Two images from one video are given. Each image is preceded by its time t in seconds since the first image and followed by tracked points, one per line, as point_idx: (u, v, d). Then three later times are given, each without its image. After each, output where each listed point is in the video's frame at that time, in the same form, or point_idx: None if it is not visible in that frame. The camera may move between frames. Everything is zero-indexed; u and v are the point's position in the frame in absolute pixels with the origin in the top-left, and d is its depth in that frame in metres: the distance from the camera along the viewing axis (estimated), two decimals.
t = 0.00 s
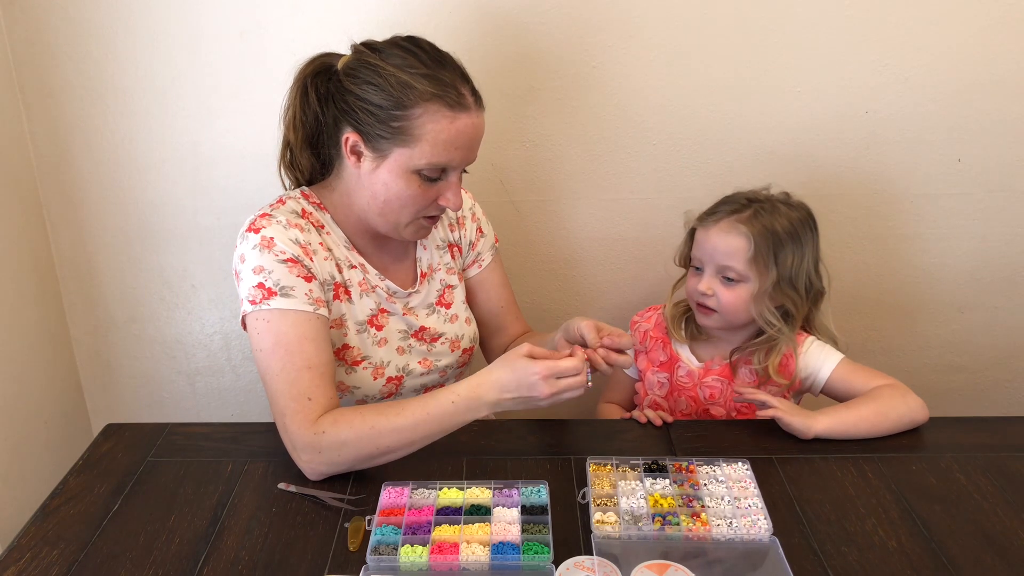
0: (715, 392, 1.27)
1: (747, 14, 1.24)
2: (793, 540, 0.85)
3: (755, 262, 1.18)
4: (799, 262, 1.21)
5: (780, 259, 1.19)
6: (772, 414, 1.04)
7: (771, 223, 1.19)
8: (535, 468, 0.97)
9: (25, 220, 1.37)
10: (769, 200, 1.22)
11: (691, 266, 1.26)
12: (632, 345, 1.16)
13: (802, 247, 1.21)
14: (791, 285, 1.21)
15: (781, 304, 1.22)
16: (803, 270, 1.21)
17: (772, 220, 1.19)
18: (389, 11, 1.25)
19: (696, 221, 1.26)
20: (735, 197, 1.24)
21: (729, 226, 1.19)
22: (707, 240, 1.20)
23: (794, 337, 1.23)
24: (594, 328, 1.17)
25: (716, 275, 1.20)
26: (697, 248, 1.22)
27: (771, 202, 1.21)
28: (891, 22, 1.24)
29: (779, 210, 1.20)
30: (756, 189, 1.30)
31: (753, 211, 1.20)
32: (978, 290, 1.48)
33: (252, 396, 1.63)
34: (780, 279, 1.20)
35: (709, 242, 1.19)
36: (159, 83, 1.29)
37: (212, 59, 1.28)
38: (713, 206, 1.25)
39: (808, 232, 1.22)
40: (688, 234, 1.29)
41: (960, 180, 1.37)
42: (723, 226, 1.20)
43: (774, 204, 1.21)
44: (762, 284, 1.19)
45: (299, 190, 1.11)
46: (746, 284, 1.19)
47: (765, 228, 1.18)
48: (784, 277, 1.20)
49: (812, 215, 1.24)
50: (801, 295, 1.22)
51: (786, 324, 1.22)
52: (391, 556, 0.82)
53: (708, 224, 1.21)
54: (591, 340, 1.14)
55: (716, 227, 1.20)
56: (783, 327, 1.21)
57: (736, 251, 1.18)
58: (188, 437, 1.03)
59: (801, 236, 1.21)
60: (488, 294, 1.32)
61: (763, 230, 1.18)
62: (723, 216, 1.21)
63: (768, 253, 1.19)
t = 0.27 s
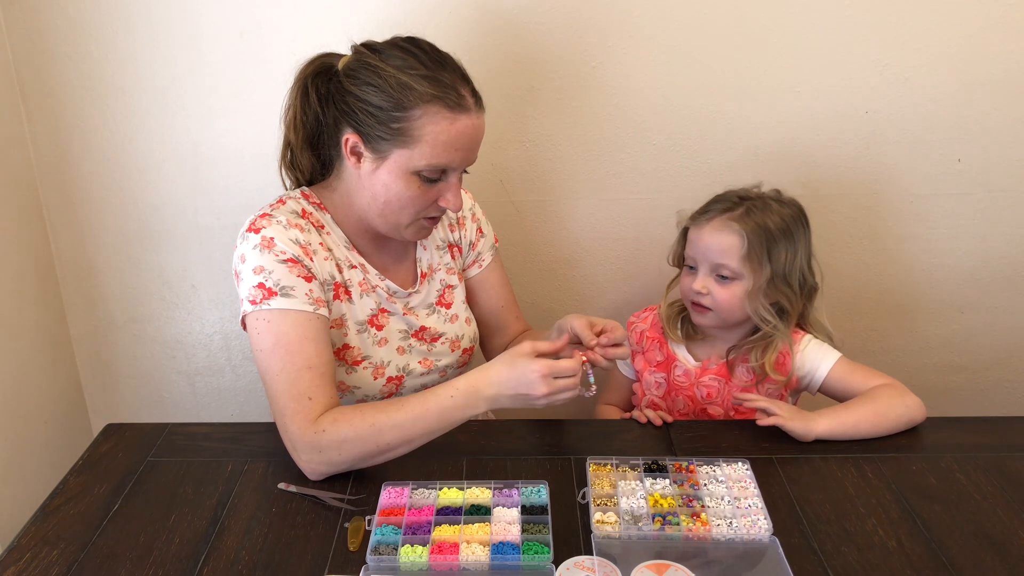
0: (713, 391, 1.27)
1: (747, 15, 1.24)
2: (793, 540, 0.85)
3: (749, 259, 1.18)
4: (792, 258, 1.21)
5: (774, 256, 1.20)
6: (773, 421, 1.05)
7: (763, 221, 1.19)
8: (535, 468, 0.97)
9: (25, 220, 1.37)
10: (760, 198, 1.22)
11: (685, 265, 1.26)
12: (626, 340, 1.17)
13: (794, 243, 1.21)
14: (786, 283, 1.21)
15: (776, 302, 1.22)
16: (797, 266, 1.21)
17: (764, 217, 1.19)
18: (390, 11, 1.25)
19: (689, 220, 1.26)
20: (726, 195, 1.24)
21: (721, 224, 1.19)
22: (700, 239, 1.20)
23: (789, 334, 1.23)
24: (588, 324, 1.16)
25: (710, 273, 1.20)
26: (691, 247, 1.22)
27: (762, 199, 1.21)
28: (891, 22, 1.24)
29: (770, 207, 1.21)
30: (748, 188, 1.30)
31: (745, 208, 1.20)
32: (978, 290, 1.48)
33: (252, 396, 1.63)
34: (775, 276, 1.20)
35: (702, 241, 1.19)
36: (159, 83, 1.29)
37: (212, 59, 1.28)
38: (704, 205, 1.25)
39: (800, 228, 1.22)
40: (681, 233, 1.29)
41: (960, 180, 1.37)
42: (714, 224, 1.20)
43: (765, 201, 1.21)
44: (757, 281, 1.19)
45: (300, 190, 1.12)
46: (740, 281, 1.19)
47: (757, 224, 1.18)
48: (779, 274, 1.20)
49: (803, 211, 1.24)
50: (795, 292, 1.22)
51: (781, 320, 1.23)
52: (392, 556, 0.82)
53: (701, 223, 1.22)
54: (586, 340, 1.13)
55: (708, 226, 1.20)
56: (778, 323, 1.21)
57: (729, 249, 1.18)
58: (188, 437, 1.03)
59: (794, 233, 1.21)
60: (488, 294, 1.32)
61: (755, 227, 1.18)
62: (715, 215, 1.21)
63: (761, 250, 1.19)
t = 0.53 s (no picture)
0: (712, 391, 1.27)
1: (747, 15, 1.24)
2: (793, 540, 0.85)
3: (748, 260, 1.18)
4: (791, 257, 1.21)
5: (773, 255, 1.20)
6: (773, 422, 1.05)
7: (762, 221, 1.19)
8: (535, 468, 0.97)
9: (25, 220, 1.37)
10: (757, 197, 1.22)
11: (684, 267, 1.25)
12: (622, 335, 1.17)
13: (793, 243, 1.21)
14: (784, 281, 1.22)
15: (773, 300, 1.22)
16: (795, 265, 1.21)
17: (762, 218, 1.19)
18: (390, 11, 1.25)
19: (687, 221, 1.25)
20: (722, 196, 1.24)
21: (720, 225, 1.19)
22: (697, 240, 1.20)
23: (788, 334, 1.23)
24: (583, 324, 1.17)
25: (709, 274, 1.20)
26: (688, 247, 1.22)
27: (759, 198, 1.21)
28: (891, 22, 1.24)
29: (768, 206, 1.21)
30: (744, 188, 1.30)
31: (743, 209, 1.20)
32: (978, 290, 1.48)
33: (252, 396, 1.63)
34: (774, 276, 1.21)
35: (701, 242, 1.19)
36: (159, 83, 1.29)
37: (212, 59, 1.28)
38: (702, 206, 1.25)
39: (797, 227, 1.22)
40: (680, 234, 1.28)
41: (960, 180, 1.37)
42: (713, 225, 1.19)
43: (763, 200, 1.21)
44: (756, 282, 1.19)
45: (300, 190, 1.12)
46: (740, 282, 1.19)
47: (755, 224, 1.18)
48: (778, 273, 1.20)
49: (800, 210, 1.24)
50: (794, 290, 1.23)
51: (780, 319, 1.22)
52: (392, 556, 0.82)
53: (699, 223, 1.21)
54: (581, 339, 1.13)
55: (708, 228, 1.20)
56: (776, 322, 1.21)
57: (728, 250, 1.18)
58: (188, 437, 1.03)
59: (792, 232, 1.21)
60: (488, 294, 1.32)
61: (753, 227, 1.18)
62: (713, 216, 1.20)
63: (760, 250, 1.19)
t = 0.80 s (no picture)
0: (713, 390, 1.27)
1: (747, 15, 1.24)
2: (793, 540, 0.85)
3: (761, 270, 1.17)
4: (800, 263, 1.21)
5: (782, 263, 1.19)
6: (772, 423, 1.05)
7: (774, 230, 1.17)
8: (535, 468, 0.97)
9: (25, 220, 1.37)
10: (763, 200, 1.20)
11: (691, 273, 1.23)
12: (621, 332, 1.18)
13: (801, 249, 1.20)
14: (791, 286, 1.21)
15: (782, 305, 1.22)
16: (802, 269, 1.21)
17: (774, 226, 1.17)
18: (390, 11, 1.25)
19: (695, 226, 1.23)
20: (729, 201, 1.21)
21: (734, 236, 1.16)
22: (710, 249, 1.17)
23: (794, 334, 1.23)
24: (583, 324, 1.18)
25: (722, 284, 1.18)
26: (699, 254, 1.20)
27: (764, 201, 1.20)
28: (891, 22, 1.24)
29: (775, 208, 1.19)
30: (752, 186, 1.28)
31: (755, 217, 1.17)
32: (978, 290, 1.48)
33: (252, 396, 1.63)
34: (785, 283, 1.21)
35: (714, 252, 1.17)
36: (159, 83, 1.29)
37: (212, 59, 1.28)
38: (710, 211, 1.23)
39: (803, 227, 1.21)
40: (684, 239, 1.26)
41: (960, 180, 1.37)
42: (727, 235, 1.17)
43: (768, 203, 1.20)
44: (768, 290, 1.19)
45: (299, 190, 1.12)
46: (753, 291, 1.18)
47: (767, 231, 1.17)
48: (786, 280, 1.20)
49: (802, 207, 1.23)
50: (801, 295, 1.23)
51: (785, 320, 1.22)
52: (392, 556, 0.82)
53: (709, 231, 1.19)
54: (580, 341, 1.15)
55: (721, 238, 1.17)
56: (785, 325, 1.21)
57: (742, 261, 1.16)
58: (188, 437, 1.03)
59: (798, 235, 1.20)
60: (488, 294, 1.32)
61: (765, 235, 1.17)
62: (726, 227, 1.17)
63: (772, 258, 1.18)
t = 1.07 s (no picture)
0: (714, 387, 1.27)
1: (747, 15, 1.23)
2: (793, 540, 0.85)
3: (770, 270, 1.17)
4: (804, 260, 1.21)
5: (785, 265, 1.19)
6: (772, 421, 1.04)
7: (777, 231, 1.17)
8: (535, 468, 0.97)
9: (25, 220, 1.36)
10: (765, 198, 1.20)
11: (694, 274, 1.23)
12: (621, 339, 1.18)
13: (803, 248, 1.21)
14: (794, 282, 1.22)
15: (789, 300, 1.23)
16: (804, 266, 1.22)
17: (777, 227, 1.17)
18: (390, 11, 1.25)
19: (696, 227, 1.22)
20: (732, 200, 1.21)
21: (739, 236, 1.16)
22: (717, 251, 1.17)
23: (797, 328, 1.24)
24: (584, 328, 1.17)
25: (728, 286, 1.18)
26: (703, 255, 1.19)
27: (766, 199, 1.19)
28: (891, 22, 1.24)
29: (776, 206, 1.19)
30: (756, 183, 1.28)
31: (759, 219, 1.17)
32: (978, 290, 1.48)
33: (252, 396, 1.63)
34: (791, 280, 1.21)
35: (719, 254, 1.17)
36: (159, 83, 1.29)
37: (212, 59, 1.27)
38: (712, 210, 1.22)
39: (804, 222, 1.21)
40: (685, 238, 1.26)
41: (960, 180, 1.37)
42: (733, 237, 1.16)
43: (769, 200, 1.20)
44: (775, 289, 1.19)
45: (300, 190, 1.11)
46: (762, 291, 1.18)
47: (772, 230, 1.17)
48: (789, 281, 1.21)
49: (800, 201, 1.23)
50: (803, 288, 1.23)
51: (789, 314, 1.23)
52: (391, 556, 0.82)
53: (714, 233, 1.19)
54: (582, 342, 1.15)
55: (727, 240, 1.17)
56: (789, 320, 1.23)
57: (747, 263, 1.16)
58: (188, 437, 1.03)
59: (801, 231, 1.20)
60: (488, 294, 1.32)
61: (770, 234, 1.17)
62: (732, 230, 1.17)
63: (775, 260, 1.18)
